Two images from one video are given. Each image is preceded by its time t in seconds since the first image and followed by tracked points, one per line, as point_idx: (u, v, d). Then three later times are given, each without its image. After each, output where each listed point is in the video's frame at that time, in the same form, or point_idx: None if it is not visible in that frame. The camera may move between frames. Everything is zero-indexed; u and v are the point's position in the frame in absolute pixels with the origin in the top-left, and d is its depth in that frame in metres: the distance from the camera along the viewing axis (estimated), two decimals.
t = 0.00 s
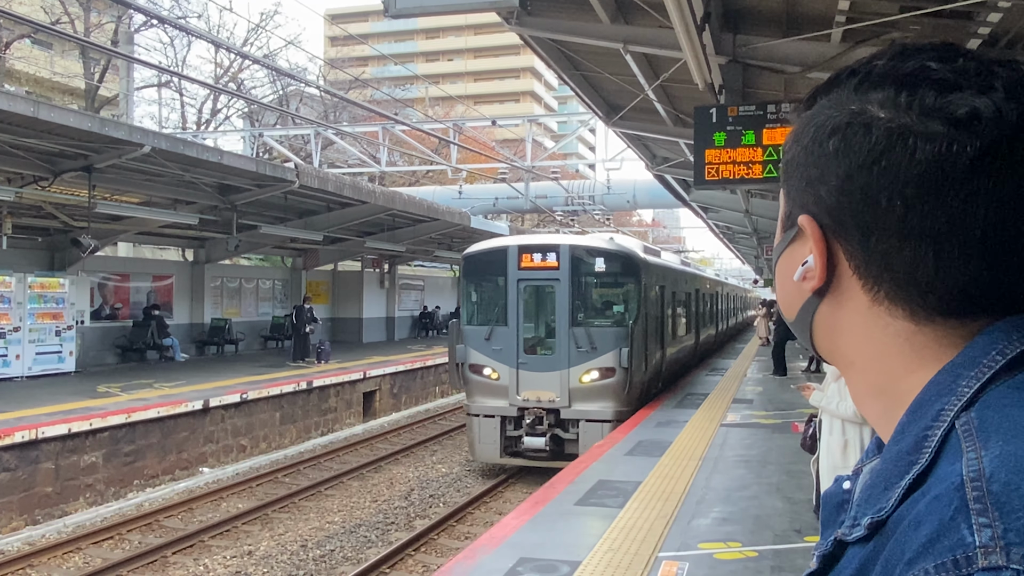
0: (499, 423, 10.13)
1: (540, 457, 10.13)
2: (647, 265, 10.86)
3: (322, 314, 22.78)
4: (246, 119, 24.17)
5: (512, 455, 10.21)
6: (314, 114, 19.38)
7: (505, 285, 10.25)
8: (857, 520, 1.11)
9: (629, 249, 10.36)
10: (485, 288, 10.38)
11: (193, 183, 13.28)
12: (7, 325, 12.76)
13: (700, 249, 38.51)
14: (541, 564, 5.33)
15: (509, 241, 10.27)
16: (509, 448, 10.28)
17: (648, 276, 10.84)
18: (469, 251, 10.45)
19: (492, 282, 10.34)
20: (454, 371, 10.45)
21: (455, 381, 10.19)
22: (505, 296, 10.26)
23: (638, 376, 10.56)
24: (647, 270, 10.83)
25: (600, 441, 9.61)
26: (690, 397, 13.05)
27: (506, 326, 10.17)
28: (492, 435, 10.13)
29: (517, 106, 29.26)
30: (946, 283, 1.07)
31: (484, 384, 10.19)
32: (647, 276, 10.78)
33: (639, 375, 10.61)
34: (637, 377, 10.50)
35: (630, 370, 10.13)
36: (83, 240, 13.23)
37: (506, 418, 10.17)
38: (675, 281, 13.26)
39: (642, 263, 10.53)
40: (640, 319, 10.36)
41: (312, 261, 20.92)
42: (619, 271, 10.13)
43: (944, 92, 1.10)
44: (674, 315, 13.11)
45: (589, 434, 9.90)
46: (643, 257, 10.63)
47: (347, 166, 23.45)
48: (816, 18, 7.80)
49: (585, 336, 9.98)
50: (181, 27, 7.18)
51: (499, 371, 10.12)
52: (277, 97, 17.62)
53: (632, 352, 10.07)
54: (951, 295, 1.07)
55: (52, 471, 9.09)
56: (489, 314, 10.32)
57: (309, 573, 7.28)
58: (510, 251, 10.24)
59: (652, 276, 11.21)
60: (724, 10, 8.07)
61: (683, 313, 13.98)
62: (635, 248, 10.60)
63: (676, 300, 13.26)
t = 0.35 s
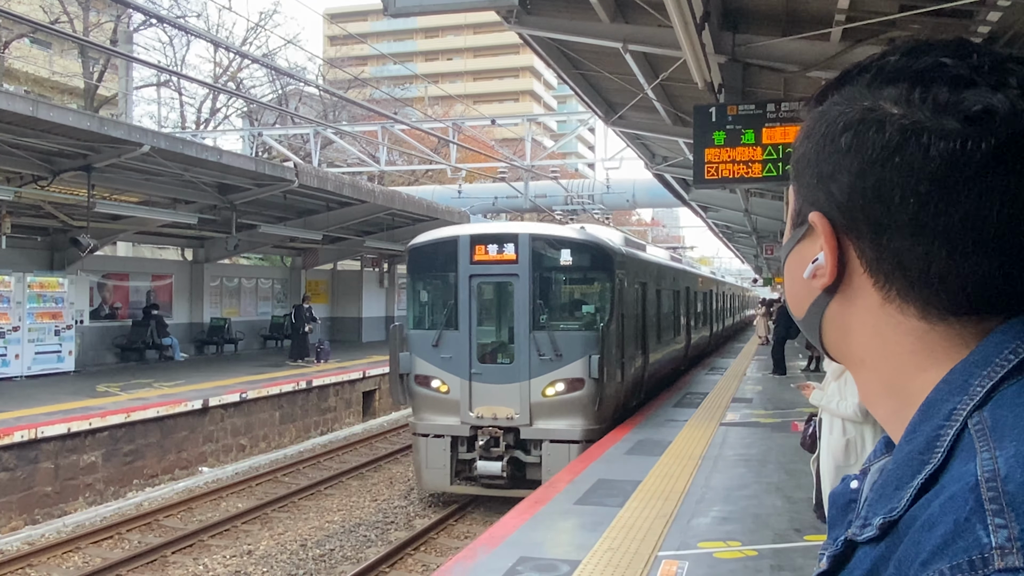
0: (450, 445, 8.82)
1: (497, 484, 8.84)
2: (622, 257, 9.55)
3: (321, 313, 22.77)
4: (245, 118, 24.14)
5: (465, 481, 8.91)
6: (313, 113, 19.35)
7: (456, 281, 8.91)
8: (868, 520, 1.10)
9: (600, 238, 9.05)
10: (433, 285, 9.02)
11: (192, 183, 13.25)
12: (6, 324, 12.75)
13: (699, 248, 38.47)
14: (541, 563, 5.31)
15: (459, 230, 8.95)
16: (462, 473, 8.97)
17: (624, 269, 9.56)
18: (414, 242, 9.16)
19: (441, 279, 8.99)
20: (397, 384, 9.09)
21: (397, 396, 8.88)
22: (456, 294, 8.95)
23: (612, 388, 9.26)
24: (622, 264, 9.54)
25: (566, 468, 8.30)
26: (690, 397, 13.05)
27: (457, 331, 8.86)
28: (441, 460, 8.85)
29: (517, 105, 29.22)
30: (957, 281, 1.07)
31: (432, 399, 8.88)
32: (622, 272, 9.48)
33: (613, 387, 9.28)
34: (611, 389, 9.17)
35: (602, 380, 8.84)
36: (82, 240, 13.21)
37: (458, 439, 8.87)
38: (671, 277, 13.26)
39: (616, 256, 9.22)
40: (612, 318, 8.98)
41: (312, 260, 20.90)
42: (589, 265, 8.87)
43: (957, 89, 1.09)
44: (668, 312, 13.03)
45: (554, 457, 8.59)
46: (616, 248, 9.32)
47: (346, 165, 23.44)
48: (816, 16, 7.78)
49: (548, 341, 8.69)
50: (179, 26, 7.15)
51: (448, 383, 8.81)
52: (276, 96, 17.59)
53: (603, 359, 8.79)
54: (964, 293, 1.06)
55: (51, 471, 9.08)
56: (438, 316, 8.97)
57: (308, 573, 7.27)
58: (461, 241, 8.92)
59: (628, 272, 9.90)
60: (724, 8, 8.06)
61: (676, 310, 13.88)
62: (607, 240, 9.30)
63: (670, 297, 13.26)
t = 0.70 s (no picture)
0: (382, 472, 7.45)
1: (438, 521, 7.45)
2: (591, 249, 8.19)
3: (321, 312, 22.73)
4: (244, 117, 24.12)
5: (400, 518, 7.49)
6: (312, 112, 19.34)
7: (390, 277, 7.57)
8: (873, 518, 1.10)
9: (564, 226, 7.69)
10: (365, 281, 7.68)
11: (191, 182, 13.25)
12: (5, 323, 12.73)
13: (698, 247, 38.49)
14: (540, 561, 5.31)
15: (393, 214, 7.58)
16: (396, 507, 7.58)
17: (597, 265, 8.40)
18: (341, 230, 7.82)
19: (373, 273, 7.65)
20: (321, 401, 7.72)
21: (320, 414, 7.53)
22: (389, 292, 7.59)
23: (578, 404, 7.87)
24: (592, 257, 8.19)
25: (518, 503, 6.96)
26: (689, 396, 13.06)
27: (391, 335, 7.52)
28: (372, 491, 7.46)
29: (516, 104, 29.24)
30: (968, 279, 1.07)
31: (361, 417, 7.52)
32: (591, 266, 8.13)
33: (579, 402, 7.90)
34: (576, 405, 7.80)
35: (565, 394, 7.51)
36: (81, 239, 13.19)
37: (392, 466, 7.48)
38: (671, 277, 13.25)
39: (582, 246, 7.87)
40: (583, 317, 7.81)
41: (311, 259, 20.91)
42: (548, 257, 7.54)
43: (967, 85, 1.09)
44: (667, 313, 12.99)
45: (506, 489, 7.22)
46: (582, 238, 7.97)
47: (346, 164, 23.43)
48: (815, 14, 7.78)
49: (498, 348, 7.35)
50: (178, 24, 7.12)
51: (381, 399, 7.44)
52: (276, 95, 17.59)
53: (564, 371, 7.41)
54: (973, 290, 1.06)
55: (51, 470, 9.08)
56: (370, 318, 7.62)
57: (308, 572, 7.27)
58: (395, 228, 7.55)
59: (600, 266, 8.54)
60: (723, 7, 8.05)
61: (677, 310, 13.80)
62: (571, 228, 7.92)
63: (670, 298, 13.26)
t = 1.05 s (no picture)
0: (286, 511, 6.28)
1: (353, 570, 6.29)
2: (549, 236, 6.95)
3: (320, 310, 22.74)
4: (243, 115, 24.10)
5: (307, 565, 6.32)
6: (311, 110, 19.31)
7: (298, 270, 6.30)
8: (878, 516, 1.09)
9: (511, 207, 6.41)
10: (270, 275, 6.42)
11: (190, 179, 13.23)
12: (4, 321, 12.71)
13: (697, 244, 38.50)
14: (539, 559, 5.31)
15: (301, 191, 6.31)
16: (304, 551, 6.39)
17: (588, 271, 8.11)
18: (240, 211, 6.53)
19: (275, 264, 6.39)
20: (208, 421, 6.50)
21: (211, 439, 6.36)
22: (296, 290, 6.33)
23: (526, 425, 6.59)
24: (549, 246, 6.94)
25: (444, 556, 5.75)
26: (688, 393, 13.07)
27: (295, 342, 6.28)
28: (274, 535, 6.29)
29: (515, 102, 29.22)
30: (979, 274, 1.07)
31: (262, 443, 6.31)
32: (546, 257, 6.88)
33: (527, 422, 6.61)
34: (523, 426, 6.55)
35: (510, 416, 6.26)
36: (80, 236, 13.18)
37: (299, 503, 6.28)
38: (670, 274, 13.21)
39: (535, 233, 6.63)
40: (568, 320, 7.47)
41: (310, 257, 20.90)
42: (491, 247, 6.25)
43: (980, 81, 1.11)
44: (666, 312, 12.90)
45: (434, 536, 6.01)
46: (537, 223, 6.72)
47: (345, 162, 23.41)
48: (814, 12, 7.76)
49: (427, 359, 6.10)
50: (176, 22, 7.08)
51: (285, 422, 6.23)
52: (275, 93, 17.56)
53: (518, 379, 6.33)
54: (984, 285, 1.07)
55: (50, 468, 9.09)
56: (275, 322, 6.38)
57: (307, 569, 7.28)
58: (302, 207, 6.30)
59: (561, 257, 7.27)
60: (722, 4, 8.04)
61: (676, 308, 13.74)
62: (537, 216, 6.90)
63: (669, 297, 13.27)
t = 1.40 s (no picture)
0: None
1: None
2: (487, 220, 5.61)
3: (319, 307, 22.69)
4: (241, 112, 24.03)
5: None
6: (310, 107, 19.25)
7: (151, 261, 4.89)
8: (881, 512, 1.08)
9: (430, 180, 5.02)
10: (119, 267, 5.01)
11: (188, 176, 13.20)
12: (3, 319, 12.67)
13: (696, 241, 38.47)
14: (538, 555, 5.32)
15: (156, 156, 4.91)
16: None
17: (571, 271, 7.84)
18: (79, 180, 5.09)
19: (128, 251, 4.98)
20: (34, 456, 4.87)
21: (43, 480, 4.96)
22: (148, 287, 4.92)
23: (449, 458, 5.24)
24: (484, 234, 5.57)
25: None
26: (687, 390, 13.07)
27: (143, 354, 4.91)
28: None
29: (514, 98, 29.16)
30: (984, 269, 1.07)
31: (107, 485, 4.92)
32: (481, 246, 5.52)
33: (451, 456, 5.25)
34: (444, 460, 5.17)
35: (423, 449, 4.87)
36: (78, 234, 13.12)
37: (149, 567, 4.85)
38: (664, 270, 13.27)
39: (465, 214, 5.24)
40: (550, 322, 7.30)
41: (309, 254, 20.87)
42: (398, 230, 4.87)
43: (985, 74, 1.11)
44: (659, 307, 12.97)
45: None
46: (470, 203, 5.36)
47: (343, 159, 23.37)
48: (814, 8, 7.75)
49: (313, 378, 4.71)
50: (174, 19, 6.95)
51: (133, 459, 4.84)
52: (273, 90, 17.50)
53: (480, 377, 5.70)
54: (988, 279, 1.07)
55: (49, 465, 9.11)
56: (128, 328, 4.99)
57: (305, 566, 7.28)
58: (158, 177, 4.88)
59: (502, 248, 5.93)
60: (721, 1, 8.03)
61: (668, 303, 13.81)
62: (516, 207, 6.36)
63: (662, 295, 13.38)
